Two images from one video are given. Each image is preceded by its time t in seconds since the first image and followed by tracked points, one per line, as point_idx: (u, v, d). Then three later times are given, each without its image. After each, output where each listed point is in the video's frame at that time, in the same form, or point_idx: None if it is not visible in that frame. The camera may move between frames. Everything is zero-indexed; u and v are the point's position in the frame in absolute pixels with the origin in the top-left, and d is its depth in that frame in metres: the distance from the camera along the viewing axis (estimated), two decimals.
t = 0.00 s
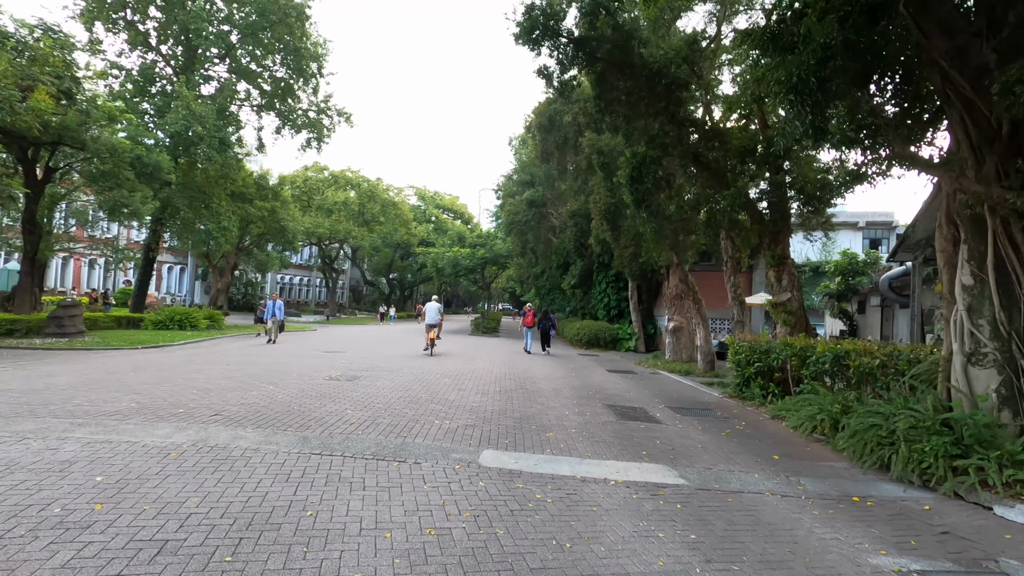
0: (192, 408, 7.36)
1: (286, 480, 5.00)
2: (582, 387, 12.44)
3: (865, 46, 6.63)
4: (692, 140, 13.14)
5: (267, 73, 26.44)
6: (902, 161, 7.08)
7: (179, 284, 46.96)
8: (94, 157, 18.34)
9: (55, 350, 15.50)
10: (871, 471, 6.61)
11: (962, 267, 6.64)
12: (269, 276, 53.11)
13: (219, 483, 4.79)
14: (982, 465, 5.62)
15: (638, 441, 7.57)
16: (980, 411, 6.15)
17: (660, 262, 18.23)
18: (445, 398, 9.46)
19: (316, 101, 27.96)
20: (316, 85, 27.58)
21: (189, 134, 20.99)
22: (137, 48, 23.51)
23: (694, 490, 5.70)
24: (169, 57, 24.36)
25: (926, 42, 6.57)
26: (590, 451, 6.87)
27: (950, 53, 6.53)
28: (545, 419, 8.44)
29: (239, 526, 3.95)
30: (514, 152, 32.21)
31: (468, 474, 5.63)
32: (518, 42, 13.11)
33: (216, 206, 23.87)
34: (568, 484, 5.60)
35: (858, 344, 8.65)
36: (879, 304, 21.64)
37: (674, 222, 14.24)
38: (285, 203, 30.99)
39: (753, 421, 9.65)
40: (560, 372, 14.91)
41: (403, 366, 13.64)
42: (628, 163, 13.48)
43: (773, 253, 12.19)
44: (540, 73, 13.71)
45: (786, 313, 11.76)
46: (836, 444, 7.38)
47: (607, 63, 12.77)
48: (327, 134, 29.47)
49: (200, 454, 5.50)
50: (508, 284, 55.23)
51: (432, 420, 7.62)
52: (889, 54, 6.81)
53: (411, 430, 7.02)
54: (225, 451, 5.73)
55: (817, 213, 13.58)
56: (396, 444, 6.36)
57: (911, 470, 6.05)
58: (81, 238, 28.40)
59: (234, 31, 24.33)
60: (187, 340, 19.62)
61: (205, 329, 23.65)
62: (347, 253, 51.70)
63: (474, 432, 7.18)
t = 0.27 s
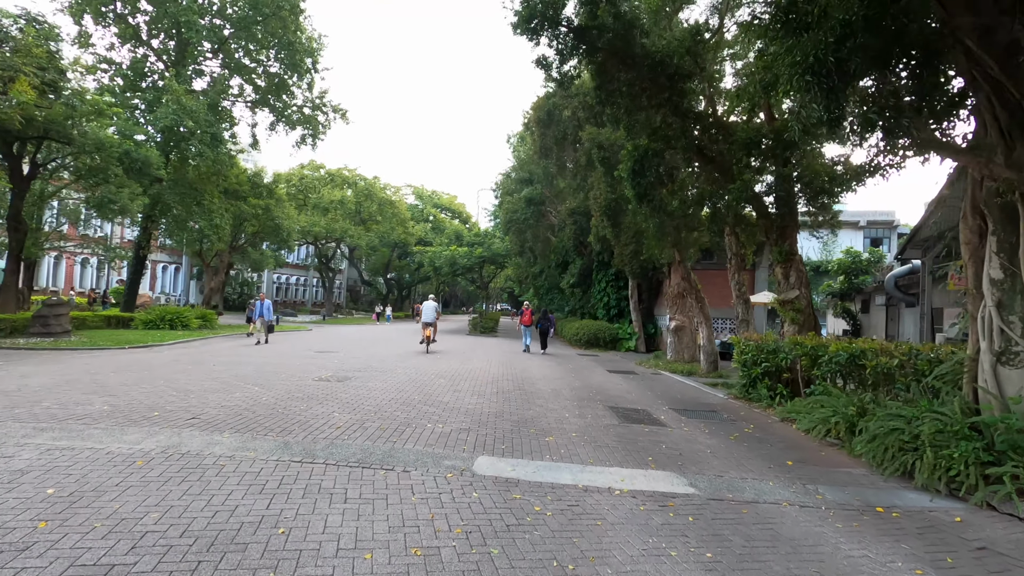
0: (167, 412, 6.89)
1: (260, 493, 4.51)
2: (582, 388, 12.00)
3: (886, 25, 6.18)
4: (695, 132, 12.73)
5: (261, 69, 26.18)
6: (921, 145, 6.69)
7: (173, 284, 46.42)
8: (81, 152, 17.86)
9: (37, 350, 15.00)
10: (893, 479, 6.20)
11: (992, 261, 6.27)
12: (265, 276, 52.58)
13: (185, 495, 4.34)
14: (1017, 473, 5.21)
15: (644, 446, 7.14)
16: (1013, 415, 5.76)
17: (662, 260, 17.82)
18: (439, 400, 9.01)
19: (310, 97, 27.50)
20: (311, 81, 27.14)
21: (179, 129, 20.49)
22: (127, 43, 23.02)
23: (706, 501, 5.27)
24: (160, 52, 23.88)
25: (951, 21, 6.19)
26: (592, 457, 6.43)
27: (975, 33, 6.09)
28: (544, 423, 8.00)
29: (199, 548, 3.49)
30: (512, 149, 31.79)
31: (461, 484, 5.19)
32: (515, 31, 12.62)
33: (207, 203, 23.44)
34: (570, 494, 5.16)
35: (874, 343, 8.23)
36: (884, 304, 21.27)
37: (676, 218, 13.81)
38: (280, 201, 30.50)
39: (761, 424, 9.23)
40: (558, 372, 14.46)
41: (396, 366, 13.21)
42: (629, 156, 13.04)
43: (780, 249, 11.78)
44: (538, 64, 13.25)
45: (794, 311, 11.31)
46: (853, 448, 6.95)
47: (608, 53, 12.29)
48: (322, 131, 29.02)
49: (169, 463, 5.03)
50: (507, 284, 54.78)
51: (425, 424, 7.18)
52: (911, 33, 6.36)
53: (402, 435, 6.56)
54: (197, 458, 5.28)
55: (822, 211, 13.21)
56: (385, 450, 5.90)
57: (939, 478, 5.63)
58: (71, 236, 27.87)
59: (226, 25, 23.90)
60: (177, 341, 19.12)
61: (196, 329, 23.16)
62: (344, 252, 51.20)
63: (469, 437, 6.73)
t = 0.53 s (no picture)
0: (146, 421, 6.48)
1: (237, 516, 4.09)
2: (585, 392, 11.59)
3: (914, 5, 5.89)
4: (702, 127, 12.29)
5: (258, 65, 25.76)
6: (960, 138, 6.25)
7: (170, 283, 46.00)
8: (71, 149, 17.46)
9: (25, 352, 14.60)
10: (921, 494, 5.79)
11: None
12: (263, 275, 52.15)
13: (154, 519, 3.93)
14: None
15: (653, 456, 6.73)
16: None
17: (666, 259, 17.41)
18: (436, 406, 8.60)
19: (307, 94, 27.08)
20: (307, 78, 26.71)
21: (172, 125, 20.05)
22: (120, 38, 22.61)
23: (724, 520, 4.87)
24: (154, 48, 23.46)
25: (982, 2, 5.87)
26: (599, 470, 6.02)
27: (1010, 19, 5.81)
28: (548, 430, 7.60)
29: None
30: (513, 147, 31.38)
31: (459, 502, 4.78)
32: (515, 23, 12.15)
33: (203, 202, 23.04)
34: (577, 514, 4.75)
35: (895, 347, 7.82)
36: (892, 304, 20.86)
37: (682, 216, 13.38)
38: (277, 200, 30.06)
39: (774, 430, 8.83)
40: (561, 374, 14.06)
41: (394, 369, 12.81)
42: (633, 152, 12.62)
43: (791, 247, 11.36)
44: (539, 57, 12.82)
45: (805, 312, 10.89)
46: (877, 459, 6.53)
47: (611, 46, 11.85)
48: (320, 129, 28.61)
49: (140, 481, 4.61)
50: (507, 283, 54.33)
51: (421, 434, 6.77)
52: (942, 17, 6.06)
53: (396, 445, 6.15)
54: (173, 473, 4.87)
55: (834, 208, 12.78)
56: (377, 464, 5.48)
57: (974, 494, 5.23)
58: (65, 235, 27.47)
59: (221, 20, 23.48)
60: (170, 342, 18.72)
61: (191, 329, 22.75)
62: (343, 252, 50.78)
63: (468, 448, 6.32)
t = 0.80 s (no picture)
0: (127, 427, 6.06)
1: (213, 538, 3.66)
2: (592, 394, 11.15)
3: None
4: (714, 119, 11.80)
5: (256, 62, 25.48)
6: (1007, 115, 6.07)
7: (169, 283, 45.64)
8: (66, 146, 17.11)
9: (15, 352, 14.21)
10: (962, 508, 5.35)
11: None
12: (263, 275, 51.81)
13: (121, 542, 3.50)
14: None
15: (669, 465, 6.29)
16: None
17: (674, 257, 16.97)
18: (436, 410, 8.18)
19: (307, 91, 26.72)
20: (307, 74, 26.35)
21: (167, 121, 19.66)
22: (116, 34, 22.26)
23: (753, 539, 4.42)
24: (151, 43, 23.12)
25: None
26: (614, 480, 5.57)
27: None
28: (555, 436, 7.17)
29: None
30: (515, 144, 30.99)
31: (461, 520, 4.34)
32: (519, 13, 11.62)
33: (200, 199, 22.65)
34: (592, 532, 4.31)
35: (923, 348, 7.39)
36: (903, 303, 20.42)
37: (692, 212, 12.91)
38: (276, 198, 29.68)
39: (793, 436, 8.39)
40: (565, 376, 13.63)
41: (393, 370, 12.40)
42: (642, 146, 12.15)
43: (806, 244, 10.92)
44: (544, 47, 12.37)
45: (821, 311, 10.44)
46: (911, 470, 6.07)
47: (619, 35, 11.40)
48: (320, 127, 28.27)
49: (110, 497, 4.17)
50: (509, 283, 53.93)
51: (421, 440, 6.35)
52: None
53: (393, 454, 5.72)
54: (147, 487, 4.43)
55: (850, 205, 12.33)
56: (373, 476, 5.05)
57: None
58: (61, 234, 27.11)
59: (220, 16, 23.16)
60: (165, 342, 18.30)
61: (188, 330, 22.35)
62: (344, 251, 50.43)
63: (471, 456, 5.90)
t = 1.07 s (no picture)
0: (101, 440, 5.64)
1: (175, 575, 3.23)
2: (596, 400, 10.74)
3: None
4: (723, 115, 11.36)
5: (253, 60, 25.11)
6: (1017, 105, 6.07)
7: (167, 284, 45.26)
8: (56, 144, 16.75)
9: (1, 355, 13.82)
10: (1003, 529, 4.92)
11: None
12: (262, 276, 51.44)
13: None
14: None
15: (682, 480, 5.85)
16: None
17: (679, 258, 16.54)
18: (433, 418, 7.77)
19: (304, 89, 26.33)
20: (305, 72, 25.95)
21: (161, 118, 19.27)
22: (110, 31, 21.90)
23: (780, 568, 4.00)
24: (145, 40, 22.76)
25: None
26: (624, 498, 5.14)
27: None
28: (559, 448, 6.74)
29: None
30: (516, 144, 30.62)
31: (458, 548, 3.91)
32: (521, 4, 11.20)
33: (195, 198, 22.24)
34: (604, 562, 3.88)
35: (951, 354, 6.96)
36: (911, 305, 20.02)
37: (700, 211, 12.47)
38: (274, 198, 29.27)
39: (810, 447, 7.95)
40: (568, 380, 13.19)
41: (390, 375, 11.97)
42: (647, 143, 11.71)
43: (819, 244, 10.50)
44: (545, 41, 11.95)
45: (836, 314, 10.00)
46: (944, 486, 5.64)
47: (625, 28, 10.96)
48: (318, 125, 27.87)
49: (68, 523, 3.76)
50: (510, 284, 53.51)
51: (417, 454, 5.92)
52: None
53: (385, 470, 5.29)
54: (112, 511, 4.02)
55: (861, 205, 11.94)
56: (362, 495, 4.62)
57: None
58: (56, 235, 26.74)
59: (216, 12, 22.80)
60: (158, 344, 17.89)
61: (183, 331, 21.95)
62: (343, 252, 50.04)
63: (470, 472, 5.46)
